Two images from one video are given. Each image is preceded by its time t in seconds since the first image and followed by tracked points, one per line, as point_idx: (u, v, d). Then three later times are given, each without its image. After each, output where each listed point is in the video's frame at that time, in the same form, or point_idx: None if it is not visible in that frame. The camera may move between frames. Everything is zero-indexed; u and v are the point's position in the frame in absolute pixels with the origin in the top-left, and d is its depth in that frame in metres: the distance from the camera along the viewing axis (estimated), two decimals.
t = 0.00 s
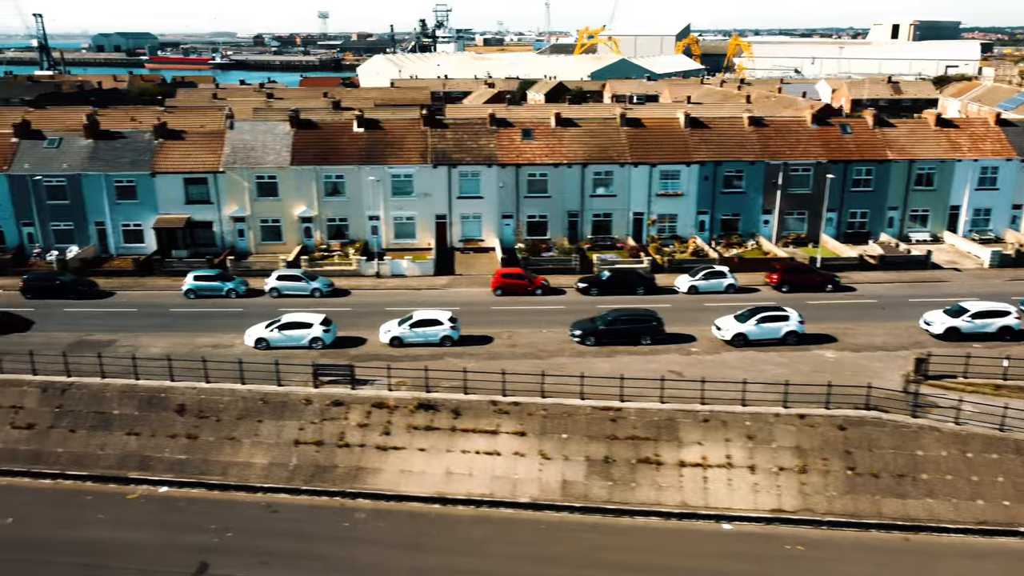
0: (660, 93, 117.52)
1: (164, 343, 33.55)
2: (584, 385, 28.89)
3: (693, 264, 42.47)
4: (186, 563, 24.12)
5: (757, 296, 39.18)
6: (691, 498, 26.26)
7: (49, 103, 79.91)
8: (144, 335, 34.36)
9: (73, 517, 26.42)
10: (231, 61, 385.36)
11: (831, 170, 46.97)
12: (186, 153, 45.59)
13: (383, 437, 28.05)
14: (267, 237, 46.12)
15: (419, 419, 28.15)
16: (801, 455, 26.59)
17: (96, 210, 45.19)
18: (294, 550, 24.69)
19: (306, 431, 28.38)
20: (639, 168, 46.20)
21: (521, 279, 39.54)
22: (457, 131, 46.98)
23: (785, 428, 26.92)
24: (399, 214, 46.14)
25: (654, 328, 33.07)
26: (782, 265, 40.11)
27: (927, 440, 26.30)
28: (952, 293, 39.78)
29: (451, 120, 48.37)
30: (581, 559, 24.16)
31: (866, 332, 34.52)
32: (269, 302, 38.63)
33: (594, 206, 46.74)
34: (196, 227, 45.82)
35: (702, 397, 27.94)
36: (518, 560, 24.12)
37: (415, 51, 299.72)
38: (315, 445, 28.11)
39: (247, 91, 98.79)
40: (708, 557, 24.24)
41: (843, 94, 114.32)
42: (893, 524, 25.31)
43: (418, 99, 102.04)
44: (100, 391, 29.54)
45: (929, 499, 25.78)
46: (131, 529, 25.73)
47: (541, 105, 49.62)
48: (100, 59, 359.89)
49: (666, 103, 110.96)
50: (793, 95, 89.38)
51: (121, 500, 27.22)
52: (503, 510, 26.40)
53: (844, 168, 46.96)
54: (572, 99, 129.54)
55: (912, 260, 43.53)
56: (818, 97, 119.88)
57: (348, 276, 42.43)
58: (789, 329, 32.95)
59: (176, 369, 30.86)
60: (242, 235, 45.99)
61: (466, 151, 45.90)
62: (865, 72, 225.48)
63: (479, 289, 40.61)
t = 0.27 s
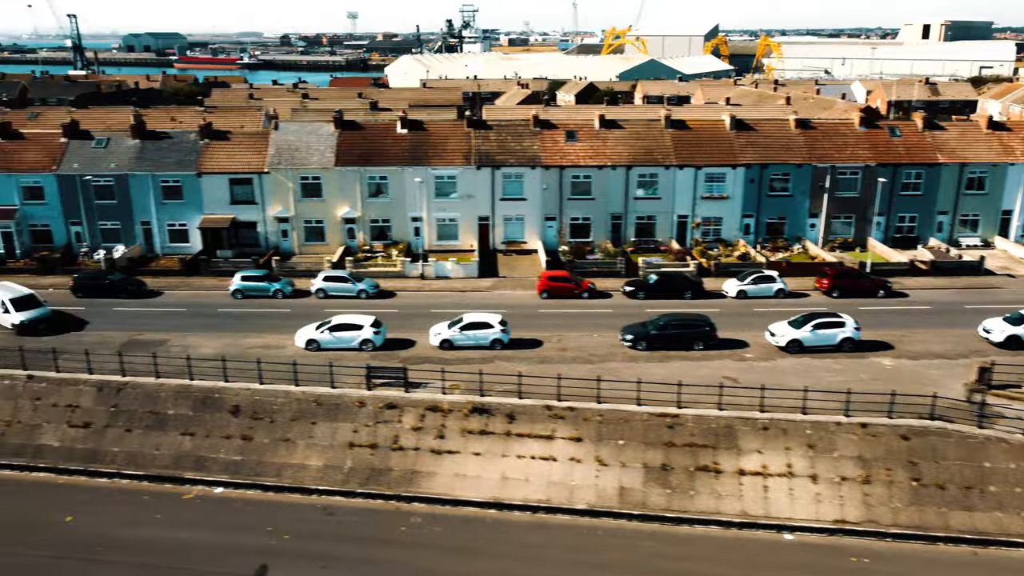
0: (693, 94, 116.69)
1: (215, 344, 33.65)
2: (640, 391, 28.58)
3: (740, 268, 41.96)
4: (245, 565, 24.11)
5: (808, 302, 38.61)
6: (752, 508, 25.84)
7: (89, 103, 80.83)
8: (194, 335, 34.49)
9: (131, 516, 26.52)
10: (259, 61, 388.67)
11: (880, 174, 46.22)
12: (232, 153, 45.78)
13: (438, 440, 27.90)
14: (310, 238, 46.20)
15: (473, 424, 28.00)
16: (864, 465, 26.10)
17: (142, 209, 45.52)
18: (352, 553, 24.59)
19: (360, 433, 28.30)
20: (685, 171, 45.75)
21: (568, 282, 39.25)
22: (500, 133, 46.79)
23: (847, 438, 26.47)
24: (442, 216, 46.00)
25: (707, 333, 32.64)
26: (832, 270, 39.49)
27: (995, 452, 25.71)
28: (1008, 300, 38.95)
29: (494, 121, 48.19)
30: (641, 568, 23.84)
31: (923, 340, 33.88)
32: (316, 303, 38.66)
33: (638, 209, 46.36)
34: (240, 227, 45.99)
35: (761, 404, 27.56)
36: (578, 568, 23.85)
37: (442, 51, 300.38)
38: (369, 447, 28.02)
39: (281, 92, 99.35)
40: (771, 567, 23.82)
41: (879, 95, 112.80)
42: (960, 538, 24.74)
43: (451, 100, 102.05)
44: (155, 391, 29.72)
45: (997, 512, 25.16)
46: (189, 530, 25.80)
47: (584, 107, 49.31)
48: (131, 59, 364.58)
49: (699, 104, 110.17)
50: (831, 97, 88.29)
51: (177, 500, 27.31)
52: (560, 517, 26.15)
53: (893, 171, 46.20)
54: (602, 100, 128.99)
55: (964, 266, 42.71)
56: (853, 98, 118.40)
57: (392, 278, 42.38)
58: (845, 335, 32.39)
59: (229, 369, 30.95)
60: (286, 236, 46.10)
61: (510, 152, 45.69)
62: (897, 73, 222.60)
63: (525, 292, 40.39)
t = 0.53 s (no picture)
0: (726, 95, 115.69)
1: (266, 345, 33.71)
2: (698, 398, 28.22)
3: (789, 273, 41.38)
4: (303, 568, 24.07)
5: (860, 308, 37.99)
6: (815, 519, 25.36)
7: (128, 103, 81.68)
8: (245, 336, 34.57)
9: (188, 517, 26.58)
10: (288, 62, 391.87)
11: (931, 178, 45.39)
12: (276, 154, 45.93)
13: (493, 446, 27.70)
14: (353, 239, 46.21)
15: (528, 429, 27.80)
16: (931, 477, 25.55)
17: (188, 210, 45.79)
18: (410, 559, 24.45)
19: (414, 438, 28.17)
20: (731, 174, 45.22)
21: (616, 286, 38.92)
22: (544, 135, 46.55)
23: (912, 449, 25.97)
24: (485, 218, 45.78)
25: (762, 340, 32.18)
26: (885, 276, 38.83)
27: None
28: None
29: (537, 123, 47.94)
30: None
31: (982, 349, 33.16)
32: (363, 305, 38.64)
33: (683, 212, 45.89)
34: (284, 228, 46.12)
35: (822, 414, 27.14)
36: None
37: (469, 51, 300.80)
38: (424, 452, 27.87)
39: (315, 93, 99.82)
40: None
41: (916, 97, 111.10)
42: None
43: (484, 101, 101.99)
44: (209, 392, 29.85)
45: None
46: (246, 532, 25.82)
47: (628, 109, 48.94)
48: (162, 59, 368.89)
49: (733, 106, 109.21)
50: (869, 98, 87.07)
51: (233, 501, 27.34)
52: (618, 525, 25.84)
53: (945, 175, 45.30)
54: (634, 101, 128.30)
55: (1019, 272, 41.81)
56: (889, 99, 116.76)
57: (437, 280, 42.26)
58: (903, 343, 31.77)
59: (282, 372, 31.01)
60: (329, 237, 46.15)
61: (555, 155, 45.43)
62: (930, 74, 219.42)
63: (571, 295, 40.11)
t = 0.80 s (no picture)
0: (760, 97, 114.55)
1: (316, 347, 33.68)
2: (756, 407, 27.80)
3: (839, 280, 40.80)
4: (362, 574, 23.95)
5: (914, 316, 37.30)
6: (880, 532, 24.81)
7: (167, 104, 82.50)
8: (294, 338, 34.58)
9: (244, 520, 26.59)
10: (315, 62, 394.72)
11: (984, 183, 44.49)
12: (321, 156, 46.00)
13: (549, 452, 27.44)
14: (396, 241, 46.15)
15: (584, 436, 27.53)
16: (1000, 492, 24.93)
17: (233, 211, 45.96)
18: (468, 566, 24.23)
19: (469, 443, 27.98)
20: (778, 178, 44.64)
21: (664, 291, 38.53)
22: (589, 138, 46.24)
23: (979, 462, 25.38)
24: (528, 221, 45.53)
25: (818, 348, 31.66)
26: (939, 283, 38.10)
27: None
28: None
29: (581, 126, 47.62)
30: None
31: None
32: (409, 307, 38.55)
33: (729, 216, 45.37)
34: (328, 230, 46.17)
35: (886, 425, 26.61)
36: None
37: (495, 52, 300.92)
38: (479, 457, 27.67)
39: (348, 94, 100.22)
40: None
41: (954, 99, 109.27)
42: None
43: (516, 102, 101.80)
44: (262, 395, 29.89)
45: None
46: (302, 536, 25.78)
47: (672, 112, 48.49)
48: (191, 60, 372.70)
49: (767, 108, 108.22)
50: (909, 101, 85.72)
51: (288, 504, 27.29)
52: (677, 535, 25.47)
53: (998, 180, 44.38)
54: (665, 102, 127.51)
55: None
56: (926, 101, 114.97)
57: (481, 283, 42.08)
58: (964, 353, 31.11)
59: (334, 375, 30.98)
60: (372, 239, 46.10)
61: (599, 158, 45.10)
62: (964, 76, 216.08)
63: (617, 300, 39.76)
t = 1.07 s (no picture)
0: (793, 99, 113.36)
1: (365, 350, 33.60)
2: (815, 416, 27.33)
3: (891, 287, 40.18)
4: None
5: (969, 324, 36.57)
6: (947, 547, 24.24)
7: (203, 105, 83.12)
8: (342, 341, 34.53)
9: (299, 524, 26.54)
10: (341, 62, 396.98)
11: None
12: (363, 157, 46.00)
13: (604, 459, 27.14)
14: (438, 243, 46.00)
15: (640, 444, 27.21)
16: None
17: (276, 212, 46.07)
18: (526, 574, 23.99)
19: (523, 449, 27.75)
20: (826, 182, 44.00)
21: (712, 296, 38.06)
22: (633, 140, 45.85)
23: None
24: (571, 224, 45.23)
25: (875, 356, 31.08)
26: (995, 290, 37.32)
27: None
28: None
29: (625, 128, 47.22)
30: None
31: None
32: (454, 310, 38.40)
33: (775, 220, 44.79)
34: (370, 232, 46.15)
35: (951, 436, 26.05)
36: None
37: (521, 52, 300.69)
38: (533, 464, 27.43)
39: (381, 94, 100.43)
40: None
41: (992, 101, 107.45)
42: None
43: (547, 103, 101.50)
44: (314, 398, 29.84)
45: None
46: (358, 540, 25.69)
47: (716, 114, 47.97)
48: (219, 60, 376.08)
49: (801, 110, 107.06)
50: (948, 103, 84.42)
51: (342, 508, 27.21)
52: (737, 546, 25.06)
53: None
54: (696, 104, 126.60)
55: None
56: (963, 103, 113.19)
57: (525, 286, 41.84)
58: None
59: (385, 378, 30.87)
60: (414, 241, 46.00)
61: (644, 160, 44.70)
62: (998, 77, 212.62)
63: (664, 305, 39.35)
